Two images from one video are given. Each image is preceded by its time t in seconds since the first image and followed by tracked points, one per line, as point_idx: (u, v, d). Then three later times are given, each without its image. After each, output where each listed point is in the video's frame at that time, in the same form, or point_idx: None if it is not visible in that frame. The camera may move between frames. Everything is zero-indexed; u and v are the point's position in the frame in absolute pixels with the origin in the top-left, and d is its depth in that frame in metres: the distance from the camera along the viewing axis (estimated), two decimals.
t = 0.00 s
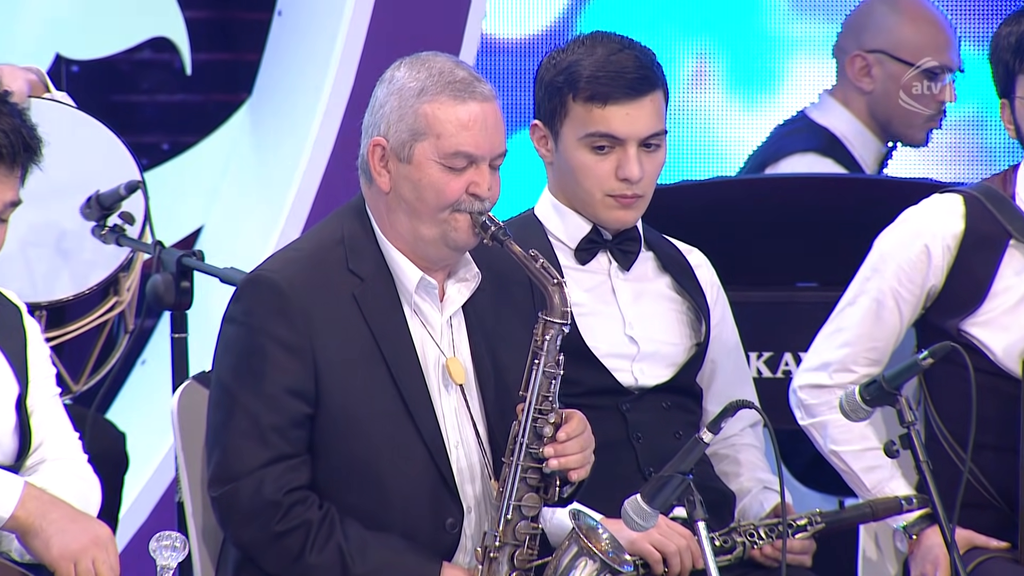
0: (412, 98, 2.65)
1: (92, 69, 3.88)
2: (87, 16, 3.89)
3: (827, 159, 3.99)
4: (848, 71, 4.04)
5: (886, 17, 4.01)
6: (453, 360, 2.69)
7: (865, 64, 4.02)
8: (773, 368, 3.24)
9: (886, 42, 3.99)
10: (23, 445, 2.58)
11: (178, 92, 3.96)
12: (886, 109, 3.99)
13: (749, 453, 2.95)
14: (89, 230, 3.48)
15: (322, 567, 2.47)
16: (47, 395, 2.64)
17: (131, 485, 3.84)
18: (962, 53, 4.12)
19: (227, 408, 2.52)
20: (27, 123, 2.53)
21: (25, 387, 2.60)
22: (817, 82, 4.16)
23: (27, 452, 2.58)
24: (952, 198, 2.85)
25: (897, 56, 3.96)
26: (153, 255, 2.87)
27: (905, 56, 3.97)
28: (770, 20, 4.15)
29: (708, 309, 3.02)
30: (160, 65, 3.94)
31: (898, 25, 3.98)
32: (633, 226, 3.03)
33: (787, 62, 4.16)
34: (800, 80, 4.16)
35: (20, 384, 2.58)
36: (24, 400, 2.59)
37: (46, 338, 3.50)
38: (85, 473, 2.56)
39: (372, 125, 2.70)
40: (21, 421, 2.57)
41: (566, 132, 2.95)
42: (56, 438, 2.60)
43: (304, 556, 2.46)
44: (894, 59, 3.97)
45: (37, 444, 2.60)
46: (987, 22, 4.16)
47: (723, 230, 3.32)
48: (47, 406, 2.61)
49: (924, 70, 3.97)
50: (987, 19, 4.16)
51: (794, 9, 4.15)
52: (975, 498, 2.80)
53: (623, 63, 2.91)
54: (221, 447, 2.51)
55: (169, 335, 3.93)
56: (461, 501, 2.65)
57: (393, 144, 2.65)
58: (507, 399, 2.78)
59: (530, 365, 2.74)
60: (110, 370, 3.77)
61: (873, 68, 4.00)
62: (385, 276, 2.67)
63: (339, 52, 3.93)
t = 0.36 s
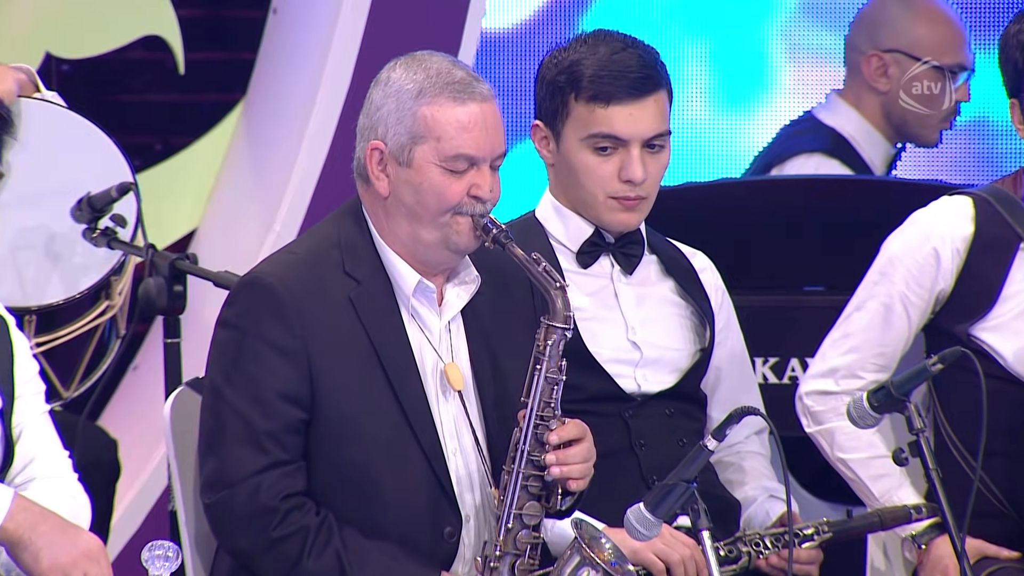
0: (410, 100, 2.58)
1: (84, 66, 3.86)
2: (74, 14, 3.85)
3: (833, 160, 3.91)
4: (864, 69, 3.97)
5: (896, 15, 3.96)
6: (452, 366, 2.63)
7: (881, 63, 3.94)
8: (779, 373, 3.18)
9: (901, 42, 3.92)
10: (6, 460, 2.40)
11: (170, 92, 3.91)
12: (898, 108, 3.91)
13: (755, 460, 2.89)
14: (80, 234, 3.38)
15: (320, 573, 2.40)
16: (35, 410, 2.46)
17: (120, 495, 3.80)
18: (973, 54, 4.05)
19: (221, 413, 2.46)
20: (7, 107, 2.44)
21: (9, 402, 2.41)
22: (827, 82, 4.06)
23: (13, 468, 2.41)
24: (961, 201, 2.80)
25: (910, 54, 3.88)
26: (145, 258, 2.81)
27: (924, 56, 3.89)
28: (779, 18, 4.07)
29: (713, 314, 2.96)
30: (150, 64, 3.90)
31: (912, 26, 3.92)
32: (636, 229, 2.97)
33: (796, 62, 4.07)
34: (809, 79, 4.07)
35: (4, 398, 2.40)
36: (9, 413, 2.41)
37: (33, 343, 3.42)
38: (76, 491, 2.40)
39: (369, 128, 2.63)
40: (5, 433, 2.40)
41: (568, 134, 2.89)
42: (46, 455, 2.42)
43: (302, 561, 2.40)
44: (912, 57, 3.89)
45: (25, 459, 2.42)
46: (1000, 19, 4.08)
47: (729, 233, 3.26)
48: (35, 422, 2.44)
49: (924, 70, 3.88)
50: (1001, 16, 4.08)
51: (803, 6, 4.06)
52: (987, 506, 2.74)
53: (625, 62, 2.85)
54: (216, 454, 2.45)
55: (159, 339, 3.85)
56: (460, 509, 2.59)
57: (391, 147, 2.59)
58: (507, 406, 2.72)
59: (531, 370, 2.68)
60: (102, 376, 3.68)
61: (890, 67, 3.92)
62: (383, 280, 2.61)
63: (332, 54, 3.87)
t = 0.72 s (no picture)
0: (407, 100, 2.53)
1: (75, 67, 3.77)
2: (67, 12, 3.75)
3: (839, 160, 3.79)
4: (875, 68, 3.83)
5: (907, 14, 3.82)
6: (450, 373, 2.57)
7: (892, 62, 3.81)
8: (785, 380, 3.13)
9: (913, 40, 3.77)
10: None
11: (163, 93, 3.86)
12: (910, 111, 3.80)
13: (759, 468, 2.82)
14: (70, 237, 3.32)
15: None
16: (25, 417, 2.38)
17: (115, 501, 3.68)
18: (985, 54, 4.00)
19: (212, 421, 2.40)
20: None
21: None
22: (831, 86, 4.03)
23: (2, 476, 2.33)
24: (971, 203, 2.74)
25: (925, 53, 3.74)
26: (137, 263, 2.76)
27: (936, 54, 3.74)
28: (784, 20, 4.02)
29: (717, 319, 2.90)
30: (143, 64, 3.84)
31: (923, 23, 3.79)
32: (638, 232, 2.91)
33: (801, 65, 4.03)
34: (814, 83, 4.03)
35: None
36: None
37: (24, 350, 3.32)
38: (65, 500, 2.32)
39: (365, 129, 2.57)
40: None
41: (570, 134, 2.83)
42: (35, 462, 2.34)
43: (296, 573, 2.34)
44: (923, 56, 3.75)
45: (13, 469, 2.34)
46: (1011, 20, 4.04)
47: (733, 236, 3.20)
48: (25, 428, 2.36)
49: (925, 70, 3.74)
50: (1011, 16, 4.04)
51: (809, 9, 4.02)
52: (996, 515, 2.69)
53: (627, 62, 2.79)
54: (208, 462, 2.39)
55: (153, 344, 3.85)
56: (459, 519, 2.53)
57: (389, 149, 2.53)
58: (506, 413, 2.66)
59: (531, 377, 2.63)
60: (93, 382, 3.64)
61: (901, 67, 3.79)
62: (380, 284, 2.55)
63: (331, 49, 3.73)
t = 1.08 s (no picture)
0: (405, 100, 2.48)
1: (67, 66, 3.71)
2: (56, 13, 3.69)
3: (846, 160, 3.85)
4: (883, 64, 3.88)
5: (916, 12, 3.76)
6: (451, 378, 2.52)
7: (900, 58, 3.86)
8: (789, 386, 3.07)
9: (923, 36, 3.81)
10: None
11: (157, 92, 3.79)
12: (918, 111, 3.85)
13: (765, 476, 2.77)
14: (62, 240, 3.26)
15: None
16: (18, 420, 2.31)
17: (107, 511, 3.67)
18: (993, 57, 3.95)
19: (206, 429, 2.35)
20: None
21: None
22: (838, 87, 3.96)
23: None
24: (980, 206, 2.70)
25: (935, 50, 3.79)
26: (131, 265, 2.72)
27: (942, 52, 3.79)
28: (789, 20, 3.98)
29: (721, 324, 2.85)
30: (136, 63, 3.77)
31: (933, 19, 3.82)
32: (641, 234, 2.87)
33: (807, 66, 3.97)
34: (821, 84, 3.97)
35: None
36: None
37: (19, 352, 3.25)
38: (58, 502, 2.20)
39: (363, 129, 2.53)
40: None
41: (571, 135, 2.79)
42: (27, 463, 2.22)
43: None
44: (932, 53, 3.79)
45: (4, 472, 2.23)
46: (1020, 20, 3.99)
47: (737, 238, 3.15)
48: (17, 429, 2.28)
49: (927, 70, 3.79)
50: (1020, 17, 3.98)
51: (816, 10, 3.97)
52: (1005, 523, 2.64)
53: (630, 61, 2.74)
54: (204, 470, 2.34)
55: (145, 352, 3.76)
56: (458, 527, 2.48)
57: (387, 150, 2.48)
58: (507, 419, 2.61)
59: (532, 382, 2.57)
60: (85, 388, 3.58)
61: (909, 63, 3.83)
62: (378, 289, 2.51)
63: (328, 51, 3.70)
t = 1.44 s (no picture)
0: (402, 100, 2.42)
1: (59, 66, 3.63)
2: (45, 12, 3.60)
3: (854, 160, 3.69)
4: (895, 63, 3.75)
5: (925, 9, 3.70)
6: (447, 385, 2.45)
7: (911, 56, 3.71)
8: (796, 393, 3.01)
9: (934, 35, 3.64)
10: None
11: (149, 92, 3.73)
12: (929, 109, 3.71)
13: (771, 484, 2.71)
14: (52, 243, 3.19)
15: None
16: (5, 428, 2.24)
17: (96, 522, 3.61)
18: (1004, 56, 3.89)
19: (198, 435, 2.30)
20: None
21: None
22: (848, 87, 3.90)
23: None
24: (991, 208, 2.64)
25: (946, 49, 3.62)
26: (122, 270, 2.68)
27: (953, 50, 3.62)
28: (798, 19, 3.91)
29: (726, 328, 2.79)
30: (129, 62, 3.70)
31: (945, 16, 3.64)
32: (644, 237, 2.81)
33: (817, 66, 3.91)
34: (831, 84, 3.91)
35: None
36: None
37: (8, 358, 3.18)
38: (46, 510, 2.12)
39: (358, 130, 2.47)
40: None
41: (572, 135, 2.73)
42: (15, 472, 2.15)
43: None
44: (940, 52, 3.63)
45: None
46: None
47: (741, 241, 3.10)
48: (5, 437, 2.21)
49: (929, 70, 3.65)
50: None
51: (824, 8, 3.91)
52: (1018, 533, 2.57)
53: (631, 60, 2.69)
54: (196, 479, 2.28)
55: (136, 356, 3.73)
56: (456, 536, 2.42)
57: (383, 151, 2.41)
58: (506, 426, 2.56)
59: (531, 388, 2.52)
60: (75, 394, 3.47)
61: (918, 63, 3.67)
62: (374, 293, 2.45)
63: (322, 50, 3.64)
